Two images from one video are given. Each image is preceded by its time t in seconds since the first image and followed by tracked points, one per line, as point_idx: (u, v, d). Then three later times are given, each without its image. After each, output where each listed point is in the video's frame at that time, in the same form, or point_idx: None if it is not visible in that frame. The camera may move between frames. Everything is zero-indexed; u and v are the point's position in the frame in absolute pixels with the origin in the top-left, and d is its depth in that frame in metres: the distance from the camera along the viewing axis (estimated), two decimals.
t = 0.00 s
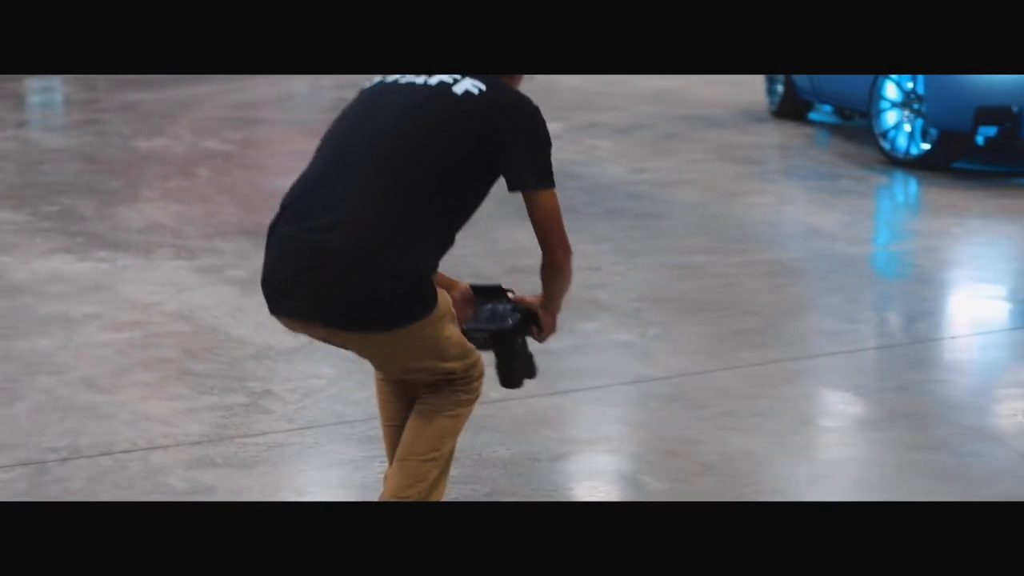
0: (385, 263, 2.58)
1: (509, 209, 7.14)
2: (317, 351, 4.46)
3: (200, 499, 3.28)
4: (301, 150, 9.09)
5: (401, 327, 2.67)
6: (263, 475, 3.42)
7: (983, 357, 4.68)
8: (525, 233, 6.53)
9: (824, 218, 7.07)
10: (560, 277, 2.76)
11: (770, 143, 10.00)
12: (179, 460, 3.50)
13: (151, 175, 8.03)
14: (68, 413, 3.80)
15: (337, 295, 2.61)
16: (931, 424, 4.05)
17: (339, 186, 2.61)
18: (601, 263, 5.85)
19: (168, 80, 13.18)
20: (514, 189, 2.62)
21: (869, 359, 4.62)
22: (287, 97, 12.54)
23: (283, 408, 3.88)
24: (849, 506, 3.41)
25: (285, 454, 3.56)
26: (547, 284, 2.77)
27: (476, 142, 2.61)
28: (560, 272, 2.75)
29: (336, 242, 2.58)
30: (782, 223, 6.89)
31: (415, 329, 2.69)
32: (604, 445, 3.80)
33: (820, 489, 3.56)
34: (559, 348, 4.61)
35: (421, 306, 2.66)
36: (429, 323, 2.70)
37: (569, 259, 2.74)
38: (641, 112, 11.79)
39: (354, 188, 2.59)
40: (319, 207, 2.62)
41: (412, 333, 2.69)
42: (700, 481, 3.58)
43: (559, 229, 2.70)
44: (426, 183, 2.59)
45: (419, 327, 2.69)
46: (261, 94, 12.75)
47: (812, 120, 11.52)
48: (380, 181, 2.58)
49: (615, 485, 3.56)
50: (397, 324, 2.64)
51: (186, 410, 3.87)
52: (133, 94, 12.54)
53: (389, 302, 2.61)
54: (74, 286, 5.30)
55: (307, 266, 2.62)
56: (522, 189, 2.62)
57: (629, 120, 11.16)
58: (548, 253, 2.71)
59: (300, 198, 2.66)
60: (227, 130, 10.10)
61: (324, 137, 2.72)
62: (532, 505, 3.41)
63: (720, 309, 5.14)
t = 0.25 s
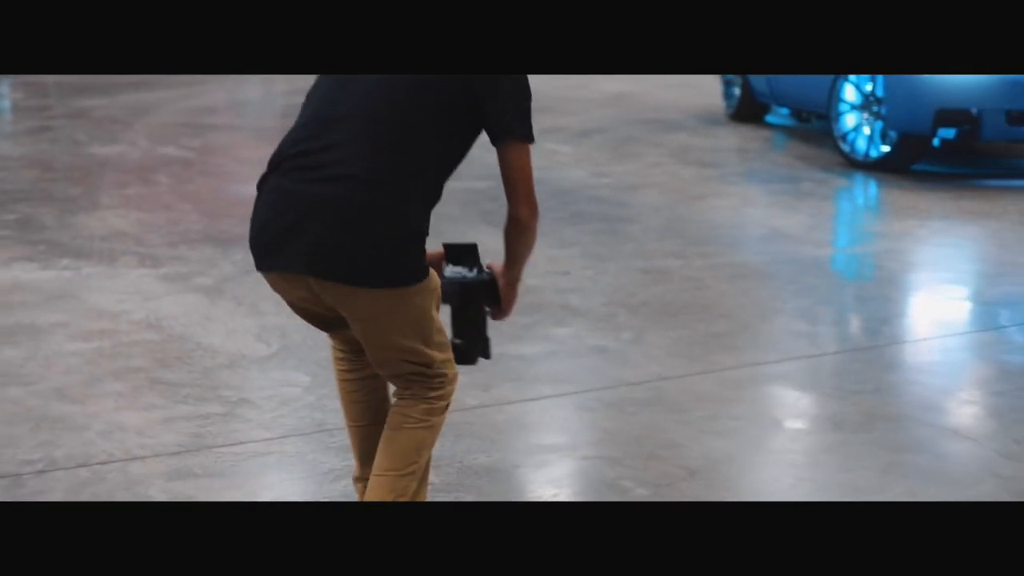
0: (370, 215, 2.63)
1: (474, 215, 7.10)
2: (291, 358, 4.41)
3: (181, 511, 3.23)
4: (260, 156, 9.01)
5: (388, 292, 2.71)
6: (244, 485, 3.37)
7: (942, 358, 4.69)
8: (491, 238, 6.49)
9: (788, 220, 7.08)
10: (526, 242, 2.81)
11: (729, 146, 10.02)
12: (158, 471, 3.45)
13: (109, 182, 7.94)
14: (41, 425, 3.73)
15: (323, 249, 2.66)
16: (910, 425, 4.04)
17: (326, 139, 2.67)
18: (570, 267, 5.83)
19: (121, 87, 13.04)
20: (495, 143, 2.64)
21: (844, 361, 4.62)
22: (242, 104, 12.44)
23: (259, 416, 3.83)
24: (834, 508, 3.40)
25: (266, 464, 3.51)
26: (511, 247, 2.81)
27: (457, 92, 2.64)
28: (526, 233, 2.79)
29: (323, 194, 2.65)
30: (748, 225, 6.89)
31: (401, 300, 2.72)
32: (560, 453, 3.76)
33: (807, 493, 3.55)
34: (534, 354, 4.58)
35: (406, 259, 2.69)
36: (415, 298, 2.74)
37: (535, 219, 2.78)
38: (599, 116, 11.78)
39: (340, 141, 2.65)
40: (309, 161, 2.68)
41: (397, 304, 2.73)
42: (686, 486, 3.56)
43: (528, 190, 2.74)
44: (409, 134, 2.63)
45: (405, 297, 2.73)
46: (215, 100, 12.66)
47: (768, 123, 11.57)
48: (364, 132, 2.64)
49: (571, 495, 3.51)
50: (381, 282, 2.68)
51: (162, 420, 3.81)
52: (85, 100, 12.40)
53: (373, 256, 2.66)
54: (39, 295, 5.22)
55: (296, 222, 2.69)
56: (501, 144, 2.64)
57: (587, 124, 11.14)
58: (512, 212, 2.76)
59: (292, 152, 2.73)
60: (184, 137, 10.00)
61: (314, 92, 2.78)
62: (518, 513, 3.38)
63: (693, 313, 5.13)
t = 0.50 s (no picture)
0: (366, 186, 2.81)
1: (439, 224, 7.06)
2: (264, 372, 4.36)
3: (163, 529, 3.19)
4: (219, 166, 8.93)
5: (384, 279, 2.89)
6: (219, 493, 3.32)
7: (906, 365, 4.68)
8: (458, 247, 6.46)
9: (754, 227, 7.09)
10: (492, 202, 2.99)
11: (689, 154, 10.02)
12: (137, 488, 3.40)
13: (66, 192, 7.84)
14: (14, 442, 3.67)
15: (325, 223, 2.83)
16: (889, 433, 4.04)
17: (316, 117, 2.85)
18: (540, 277, 5.80)
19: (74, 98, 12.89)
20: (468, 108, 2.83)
21: (817, 370, 4.61)
22: (198, 113, 12.33)
23: (236, 431, 3.78)
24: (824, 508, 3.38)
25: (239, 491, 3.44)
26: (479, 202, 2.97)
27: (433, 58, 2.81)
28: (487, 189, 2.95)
29: (321, 170, 2.83)
30: (715, 232, 6.88)
31: (396, 288, 2.90)
32: (510, 467, 3.71)
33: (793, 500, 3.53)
34: (509, 365, 4.55)
35: (401, 231, 2.86)
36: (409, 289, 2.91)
37: (497, 176, 2.94)
38: (557, 124, 11.76)
39: (331, 118, 2.83)
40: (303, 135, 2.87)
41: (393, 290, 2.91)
42: (671, 496, 3.55)
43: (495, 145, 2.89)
44: (395, 108, 2.81)
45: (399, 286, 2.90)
46: (170, 109, 12.54)
47: (726, 131, 11.58)
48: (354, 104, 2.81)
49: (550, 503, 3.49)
50: (377, 257, 2.84)
51: (137, 436, 3.76)
52: (39, 110, 12.26)
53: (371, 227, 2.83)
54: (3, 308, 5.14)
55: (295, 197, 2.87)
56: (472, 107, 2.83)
57: (546, 132, 11.12)
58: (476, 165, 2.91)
59: (290, 133, 2.89)
60: (142, 147, 9.89)
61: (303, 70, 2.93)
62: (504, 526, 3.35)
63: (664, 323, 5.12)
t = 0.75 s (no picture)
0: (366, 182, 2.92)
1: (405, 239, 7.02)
2: (239, 390, 4.31)
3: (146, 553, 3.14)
4: (181, 180, 8.84)
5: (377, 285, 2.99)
6: (203, 511, 3.26)
7: (881, 378, 4.70)
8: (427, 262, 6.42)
9: (720, 240, 7.09)
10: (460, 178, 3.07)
11: (650, 166, 10.03)
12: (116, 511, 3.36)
13: (26, 208, 7.74)
14: None
15: (326, 219, 2.92)
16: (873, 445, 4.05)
17: (306, 122, 2.94)
18: (511, 291, 5.76)
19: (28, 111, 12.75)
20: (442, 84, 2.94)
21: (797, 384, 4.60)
22: (156, 128, 12.23)
23: (214, 452, 3.74)
24: (814, 511, 3.38)
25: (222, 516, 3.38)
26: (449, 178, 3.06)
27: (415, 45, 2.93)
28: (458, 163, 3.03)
29: (317, 170, 2.93)
30: (683, 246, 6.88)
31: (387, 289, 2.99)
32: (480, 490, 3.67)
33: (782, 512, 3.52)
34: (486, 382, 4.51)
35: (398, 230, 2.97)
36: (401, 298, 3.00)
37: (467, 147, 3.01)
38: (517, 138, 11.74)
39: (323, 119, 2.92)
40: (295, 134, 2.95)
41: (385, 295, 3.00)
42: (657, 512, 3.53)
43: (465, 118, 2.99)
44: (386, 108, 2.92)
45: (391, 292, 3.00)
46: (127, 123, 12.43)
47: (687, 144, 11.62)
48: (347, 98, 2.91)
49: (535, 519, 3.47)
50: (375, 256, 2.94)
51: (113, 457, 3.70)
52: None
53: (372, 222, 2.93)
54: None
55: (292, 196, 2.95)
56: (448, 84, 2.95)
57: (507, 145, 11.09)
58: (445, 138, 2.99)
59: (279, 140, 2.98)
60: (100, 161, 9.79)
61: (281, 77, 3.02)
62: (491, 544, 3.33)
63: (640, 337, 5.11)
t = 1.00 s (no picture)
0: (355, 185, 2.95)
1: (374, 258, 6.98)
2: (217, 413, 4.26)
3: None
4: (144, 200, 8.76)
5: (374, 293, 3.01)
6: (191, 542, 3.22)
7: (854, 395, 4.72)
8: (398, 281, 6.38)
9: (689, 258, 7.09)
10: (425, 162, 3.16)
11: (614, 184, 10.03)
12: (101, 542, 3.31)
13: None
14: None
15: (317, 226, 2.94)
16: (858, 465, 4.05)
17: (289, 137, 2.95)
18: (484, 310, 5.74)
19: None
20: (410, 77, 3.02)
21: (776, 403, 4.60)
22: (115, 148, 12.11)
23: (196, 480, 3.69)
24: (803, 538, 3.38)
25: (205, 558, 3.29)
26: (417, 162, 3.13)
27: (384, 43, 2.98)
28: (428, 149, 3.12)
29: (308, 183, 2.94)
30: (653, 264, 6.87)
31: (382, 300, 3.02)
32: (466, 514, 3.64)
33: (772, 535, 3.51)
34: (466, 402, 4.48)
35: (389, 234, 3.01)
36: (397, 304, 3.04)
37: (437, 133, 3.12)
38: (479, 156, 11.71)
39: (307, 135, 2.93)
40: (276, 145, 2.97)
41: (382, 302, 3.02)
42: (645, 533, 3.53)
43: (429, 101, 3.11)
44: (367, 116, 2.95)
45: (387, 299, 3.03)
46: (84, 143, 12.33)
47: (649, 161, 11.66)
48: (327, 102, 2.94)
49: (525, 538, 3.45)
50: (370, 262, 2.97)
51: (93, 486, 3.65)
52: None
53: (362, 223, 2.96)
54: None
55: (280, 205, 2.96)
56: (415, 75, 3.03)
57: (470, 164, 11.06)
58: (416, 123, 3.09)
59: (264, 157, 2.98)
60: (61, 181, 9.68)
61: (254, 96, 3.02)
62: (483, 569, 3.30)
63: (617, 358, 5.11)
